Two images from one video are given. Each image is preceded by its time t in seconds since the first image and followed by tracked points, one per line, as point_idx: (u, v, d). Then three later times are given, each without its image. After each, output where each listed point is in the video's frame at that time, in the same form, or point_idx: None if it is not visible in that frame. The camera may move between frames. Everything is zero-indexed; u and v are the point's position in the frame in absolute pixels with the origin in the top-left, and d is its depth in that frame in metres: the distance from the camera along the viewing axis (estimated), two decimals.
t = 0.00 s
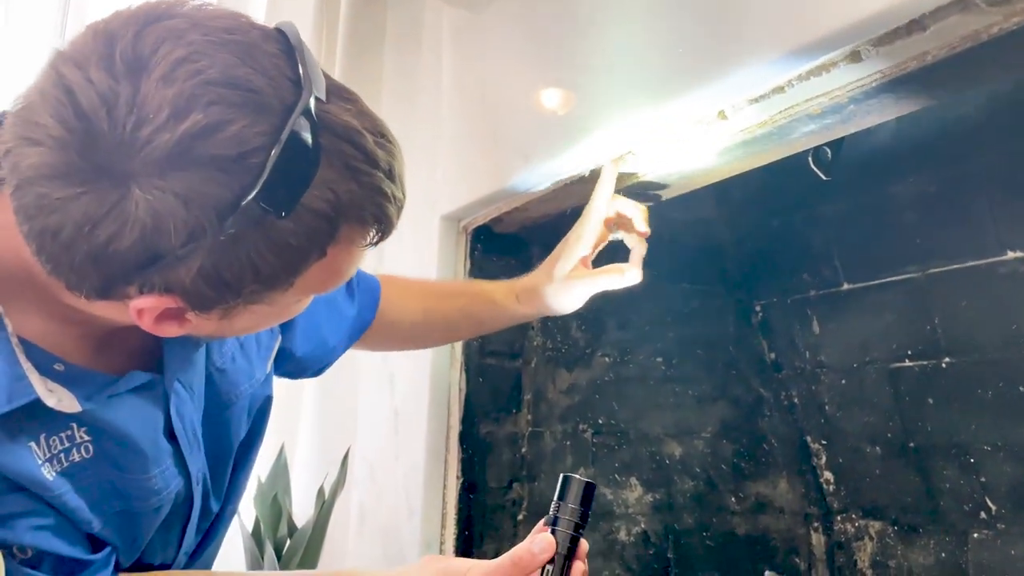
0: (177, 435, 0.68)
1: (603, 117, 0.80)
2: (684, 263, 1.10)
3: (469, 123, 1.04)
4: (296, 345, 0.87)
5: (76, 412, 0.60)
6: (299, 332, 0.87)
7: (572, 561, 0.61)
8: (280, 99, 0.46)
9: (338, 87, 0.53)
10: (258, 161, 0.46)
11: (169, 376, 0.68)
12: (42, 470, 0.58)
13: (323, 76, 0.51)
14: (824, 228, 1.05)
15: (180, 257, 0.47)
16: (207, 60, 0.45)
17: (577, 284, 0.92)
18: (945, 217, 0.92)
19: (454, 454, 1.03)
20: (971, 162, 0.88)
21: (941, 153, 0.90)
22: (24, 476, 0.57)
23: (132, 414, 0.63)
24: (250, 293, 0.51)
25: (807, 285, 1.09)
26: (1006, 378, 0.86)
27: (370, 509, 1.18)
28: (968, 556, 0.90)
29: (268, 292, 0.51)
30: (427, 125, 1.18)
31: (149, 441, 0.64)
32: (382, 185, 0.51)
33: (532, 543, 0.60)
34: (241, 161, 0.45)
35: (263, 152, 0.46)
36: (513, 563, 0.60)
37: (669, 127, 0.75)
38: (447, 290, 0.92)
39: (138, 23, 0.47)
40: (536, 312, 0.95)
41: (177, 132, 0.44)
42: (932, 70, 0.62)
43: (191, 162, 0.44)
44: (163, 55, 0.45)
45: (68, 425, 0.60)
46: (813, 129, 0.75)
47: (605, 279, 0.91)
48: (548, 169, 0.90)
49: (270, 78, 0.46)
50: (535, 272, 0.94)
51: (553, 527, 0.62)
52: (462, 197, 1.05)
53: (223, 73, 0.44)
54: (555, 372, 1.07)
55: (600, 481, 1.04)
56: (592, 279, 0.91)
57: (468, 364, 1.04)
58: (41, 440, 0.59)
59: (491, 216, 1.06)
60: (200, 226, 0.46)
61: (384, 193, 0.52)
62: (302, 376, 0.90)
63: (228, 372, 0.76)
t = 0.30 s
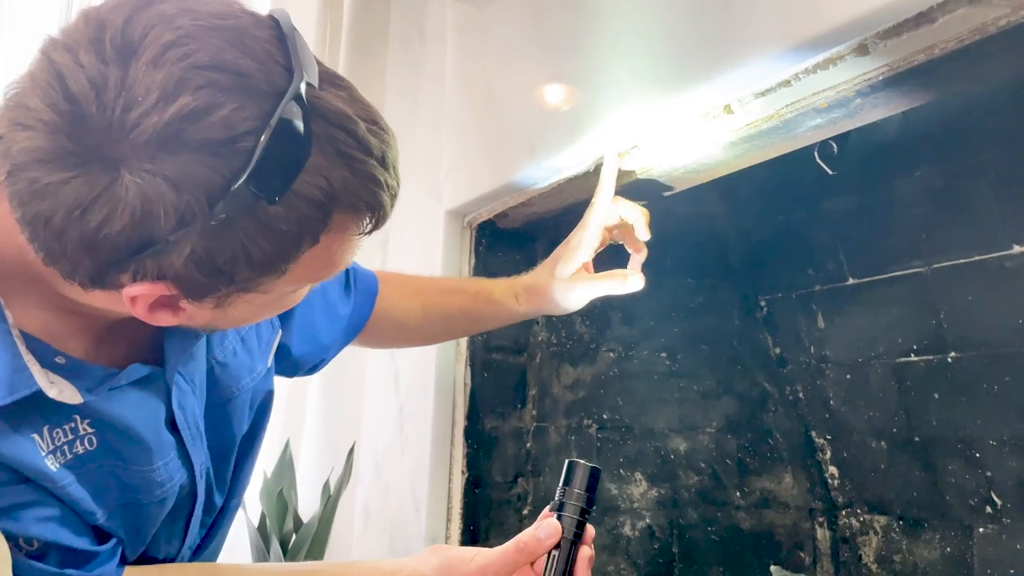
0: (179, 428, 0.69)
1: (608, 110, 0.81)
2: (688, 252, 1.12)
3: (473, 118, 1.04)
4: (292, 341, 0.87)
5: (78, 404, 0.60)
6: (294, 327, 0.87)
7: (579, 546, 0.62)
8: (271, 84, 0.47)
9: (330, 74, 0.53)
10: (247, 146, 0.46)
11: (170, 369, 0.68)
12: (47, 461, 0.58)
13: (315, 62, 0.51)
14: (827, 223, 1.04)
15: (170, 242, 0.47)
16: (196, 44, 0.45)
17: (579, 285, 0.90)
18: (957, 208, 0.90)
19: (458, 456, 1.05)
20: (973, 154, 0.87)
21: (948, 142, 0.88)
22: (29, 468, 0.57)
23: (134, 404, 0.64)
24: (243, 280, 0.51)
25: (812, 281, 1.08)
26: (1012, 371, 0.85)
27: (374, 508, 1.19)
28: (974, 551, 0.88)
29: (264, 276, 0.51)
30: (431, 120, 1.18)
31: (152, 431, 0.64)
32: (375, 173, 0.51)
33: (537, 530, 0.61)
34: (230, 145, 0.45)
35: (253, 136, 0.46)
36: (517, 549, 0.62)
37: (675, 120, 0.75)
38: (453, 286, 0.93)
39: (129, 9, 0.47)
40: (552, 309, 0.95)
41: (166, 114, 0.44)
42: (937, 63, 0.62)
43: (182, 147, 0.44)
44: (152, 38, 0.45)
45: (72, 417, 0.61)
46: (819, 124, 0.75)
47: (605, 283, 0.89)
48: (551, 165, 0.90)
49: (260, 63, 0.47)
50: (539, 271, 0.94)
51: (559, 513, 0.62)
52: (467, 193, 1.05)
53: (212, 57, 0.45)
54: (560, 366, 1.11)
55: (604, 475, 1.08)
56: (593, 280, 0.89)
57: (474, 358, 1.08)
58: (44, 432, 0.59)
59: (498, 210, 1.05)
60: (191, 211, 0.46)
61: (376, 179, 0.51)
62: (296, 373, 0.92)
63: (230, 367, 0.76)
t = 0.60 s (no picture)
0: (184, 422, 0.68)
1: (613, 105, 0.80)
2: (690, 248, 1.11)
3: (479, 112, 1.04)
4: (297, 336, 0.87)
5: (81, 399, 0.60)
6: (300, 322, 0.87)
7: (586, 547, 0.62)
8: (259, 79, 0.46)
9: (325, 70, 0.53)
10: (233, 142, 0.46)
11: (174, 363, 0.68)
12: (50, 455, 0.59)
13: (308, 58, 0.51)
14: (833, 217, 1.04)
15: (155, 239, 0.47)
16: (181, 39, 0.44)
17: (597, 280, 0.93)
18: (963, 204, 0.90)
19: (464, 451, 1.06)
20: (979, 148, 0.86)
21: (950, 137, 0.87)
22: (33, 461, 0.58)
23: (137, 399, 0.64)
24: (233, 279, 0.51)
25: (818, 276, 1.08)
26: (1016, 366, 0.85)
27: (379, 503, 1.19)
28: (980, 546, 0.88)
29: (254, 276, 0.51)
30: (436, 115, 1.19)
31: (155, 426, 0.64)
32: (368, 170, 0.51)
33: (544, 531, 0.61)
34: (215, 141, 0.45)
35: (239, 132, 0.46)
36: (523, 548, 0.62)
37: (682, 115, 0.75)
38: (466, 274, 0.94)
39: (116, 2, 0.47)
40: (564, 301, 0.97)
41: (149, 111, 0.44)
42: (941, 62, 0.63)
43: (165, 142, 0.45)
44: (138, 33, 0.45)
45: (75, 411, 0.61)
46: (828, 118, 0.75)
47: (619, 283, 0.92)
48: (558, 161, 0.90)
49: (249, 58, 0.46)
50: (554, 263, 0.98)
51: (564, 514, 0.62)
52: (472, 189, 1.05)
53: (198, 52, 0.44)
54: (565, 363, 1.10)
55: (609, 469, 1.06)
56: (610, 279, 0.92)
57: (479, 353, 1.08)
58: (48, 425, 0.60)
59: (501, 207, 1.06)
60: (176, 208, 0.46)
61: (370, 177, 0.51)
62: (302, 368, 0.92)
63: (235, 361, 0.76)
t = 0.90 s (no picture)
0: (188, 419, 0.68)
1: (616, 101, 0.80)
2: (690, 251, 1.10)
3: (481, 109, 1.04)
4: (298, 330, 0.87)
5: (84, 394, 0.60)
6: (302, 317, 0.87)
7: (589, 545, 0.62)
8: (258, 85, 0.46)
9: (328, 73, 0.53)
10: (232, 149, 0.45)
11: (177, 360, 0.68)
12: (53, 451, 0.59)
13: (310, 61, 0.51)
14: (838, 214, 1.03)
15: (153, 245, 0.47)
16: (180, 43, 0.44)
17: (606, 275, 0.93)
18: (967, 202, 0.89)
19: (467, 446, 1.06)
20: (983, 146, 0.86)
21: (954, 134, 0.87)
22: (36, 457, 0.58)
23: (140, 396, 0.64)
24: (232, 284, 0.51)
25: (822, 273, 1.08)
26: (1020, 362, 0.85)
27: (382, 500, 1.19)
28: (983, 543, 0.88)
29: (252, 282, 0.51)
30: (437, 112, 1.19)
31: (158, 422, 0.64)
32: (369, 176, 0.51)
33: (547, 529, 0.62)
34: (214, 148, 0.45)
35: (238, 139, 0.45)
36: (526, 546, 0.62)
37: (685, 111, 0.74)
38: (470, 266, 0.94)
39: (115, 4, 0.47)
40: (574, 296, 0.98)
41: (147, 117, 0.43)
42: (944, 55, 0.63)
43: (163, 149, 0.44)
44: (137, 37, 0.44)
45: (79, 407, 0.61)
46: (831, 113, 0.75)
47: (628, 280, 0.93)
48: (560, 157, 0.90)
49: (248, 63, 0.46)
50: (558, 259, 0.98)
51: (567, 512, 0.62)
52: (473, 184, 1.05)
53: (196, 57, 0.44)
54: (567, 359, 1.10)
55: (611, 465, 1.06)
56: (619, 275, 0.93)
57: (481, 350, 1.08)
58: (51, 421, 0.60)
59: (502, 202, 1.06)
60: (174, 215, 0.46)
61: (371, 183, 0.51)
62: (305, 362, 0.92)
63: (237, 358, 0.77)
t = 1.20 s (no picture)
0: (188, 421, 0.68)
1: (618, 104, 0.80)
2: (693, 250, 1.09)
3: (482, 110, 1.04)
4: (303, 331, 0.88)
5: (87, 396, 0.61)
6: (307, 316, 0.88)
7: (592, 547, 0.62)
8: (258, 98, 0.46)
9: (330, 83, 0.53)
10: (232, 162, 0.45)
11: (179, 362, 0.68)
12: (56, 453, 0.59)
13: (312, 73, 0.50)
14: (838, 214, 1.03)
15: (153, 257, 0.47)
16: (180, 56, 0.44)
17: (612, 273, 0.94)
18: (969, 202, 0.89)
19: (467, 445, 1.07)
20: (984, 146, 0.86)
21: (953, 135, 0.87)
22: (39, 459, 0.58)
23: (142, 399, 0.64)
24: (232, 294, 0.51)
25: (822, 272, 1.08)
26: (1021, 363, 0.85)
27: (383, 499, 1.20)
28: (983, 542, 0.88)
29: (251, 292, 0.51)
30: (438, 113, 1.19)
31: (160, 425, 0.64)
32: (370, 188, 0.51)
33: (549, 532, 0.62)
34: (213, 161, 0.45)
35: (238, 152, 0.45)
36: (528, 549, 0.62)
37: (686, 112, 0.75)
38: (476, 264, 0.95)
39: (116, 16, 0.47)
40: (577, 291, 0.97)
41: (146, 131, 0.43)
42: (945, 58, 0.63)
43: (161, 163, 0.44)
44: (137, 50, 0.44)
45: (81, 409, 0.61)
46: (832, 114, 0.75)
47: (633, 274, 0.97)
48: (561, 157, 0.90)
49: (249, 75, 0.46)
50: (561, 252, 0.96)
51: (569, 515, 0.62)
52: (474, 185, 1.05)
53: (196, 70, 0.44)
54: (568, 359, 1.10)
55: (612, 465, 1.06)
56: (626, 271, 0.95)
57: (482, 350, 1.08)
58: (53, 423, 0.60)
59: (506, 202, 1.06)
60: (173, 228, 0.46)
61: (371, 195, 0.51)
62: (312, 358, 0.92)
63: (239, 360, 0.76)
